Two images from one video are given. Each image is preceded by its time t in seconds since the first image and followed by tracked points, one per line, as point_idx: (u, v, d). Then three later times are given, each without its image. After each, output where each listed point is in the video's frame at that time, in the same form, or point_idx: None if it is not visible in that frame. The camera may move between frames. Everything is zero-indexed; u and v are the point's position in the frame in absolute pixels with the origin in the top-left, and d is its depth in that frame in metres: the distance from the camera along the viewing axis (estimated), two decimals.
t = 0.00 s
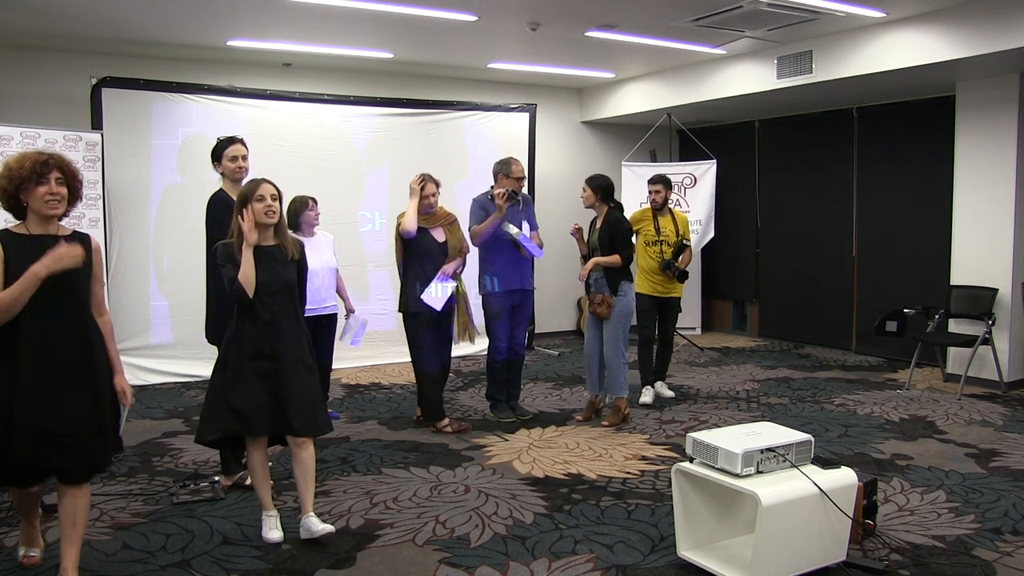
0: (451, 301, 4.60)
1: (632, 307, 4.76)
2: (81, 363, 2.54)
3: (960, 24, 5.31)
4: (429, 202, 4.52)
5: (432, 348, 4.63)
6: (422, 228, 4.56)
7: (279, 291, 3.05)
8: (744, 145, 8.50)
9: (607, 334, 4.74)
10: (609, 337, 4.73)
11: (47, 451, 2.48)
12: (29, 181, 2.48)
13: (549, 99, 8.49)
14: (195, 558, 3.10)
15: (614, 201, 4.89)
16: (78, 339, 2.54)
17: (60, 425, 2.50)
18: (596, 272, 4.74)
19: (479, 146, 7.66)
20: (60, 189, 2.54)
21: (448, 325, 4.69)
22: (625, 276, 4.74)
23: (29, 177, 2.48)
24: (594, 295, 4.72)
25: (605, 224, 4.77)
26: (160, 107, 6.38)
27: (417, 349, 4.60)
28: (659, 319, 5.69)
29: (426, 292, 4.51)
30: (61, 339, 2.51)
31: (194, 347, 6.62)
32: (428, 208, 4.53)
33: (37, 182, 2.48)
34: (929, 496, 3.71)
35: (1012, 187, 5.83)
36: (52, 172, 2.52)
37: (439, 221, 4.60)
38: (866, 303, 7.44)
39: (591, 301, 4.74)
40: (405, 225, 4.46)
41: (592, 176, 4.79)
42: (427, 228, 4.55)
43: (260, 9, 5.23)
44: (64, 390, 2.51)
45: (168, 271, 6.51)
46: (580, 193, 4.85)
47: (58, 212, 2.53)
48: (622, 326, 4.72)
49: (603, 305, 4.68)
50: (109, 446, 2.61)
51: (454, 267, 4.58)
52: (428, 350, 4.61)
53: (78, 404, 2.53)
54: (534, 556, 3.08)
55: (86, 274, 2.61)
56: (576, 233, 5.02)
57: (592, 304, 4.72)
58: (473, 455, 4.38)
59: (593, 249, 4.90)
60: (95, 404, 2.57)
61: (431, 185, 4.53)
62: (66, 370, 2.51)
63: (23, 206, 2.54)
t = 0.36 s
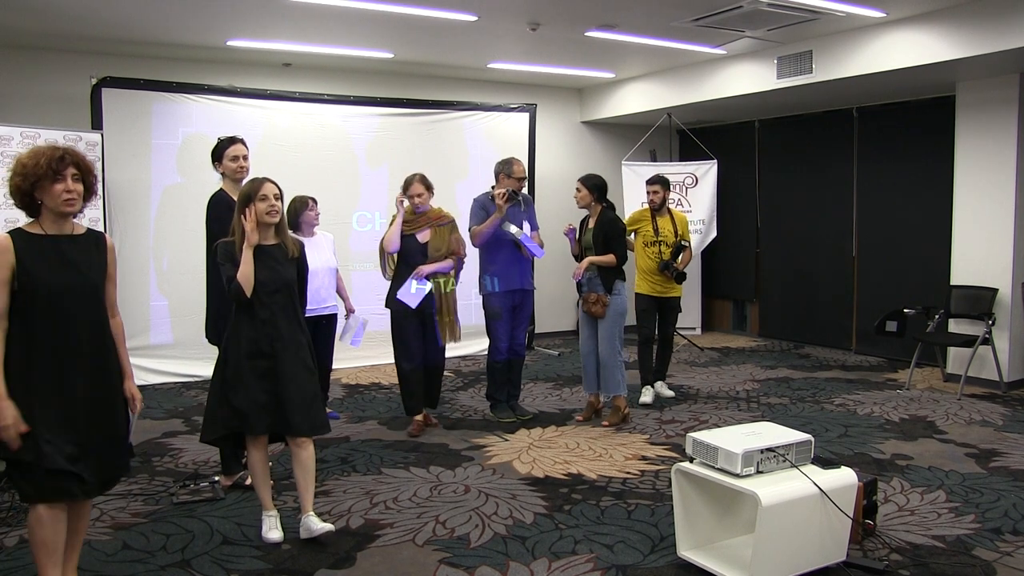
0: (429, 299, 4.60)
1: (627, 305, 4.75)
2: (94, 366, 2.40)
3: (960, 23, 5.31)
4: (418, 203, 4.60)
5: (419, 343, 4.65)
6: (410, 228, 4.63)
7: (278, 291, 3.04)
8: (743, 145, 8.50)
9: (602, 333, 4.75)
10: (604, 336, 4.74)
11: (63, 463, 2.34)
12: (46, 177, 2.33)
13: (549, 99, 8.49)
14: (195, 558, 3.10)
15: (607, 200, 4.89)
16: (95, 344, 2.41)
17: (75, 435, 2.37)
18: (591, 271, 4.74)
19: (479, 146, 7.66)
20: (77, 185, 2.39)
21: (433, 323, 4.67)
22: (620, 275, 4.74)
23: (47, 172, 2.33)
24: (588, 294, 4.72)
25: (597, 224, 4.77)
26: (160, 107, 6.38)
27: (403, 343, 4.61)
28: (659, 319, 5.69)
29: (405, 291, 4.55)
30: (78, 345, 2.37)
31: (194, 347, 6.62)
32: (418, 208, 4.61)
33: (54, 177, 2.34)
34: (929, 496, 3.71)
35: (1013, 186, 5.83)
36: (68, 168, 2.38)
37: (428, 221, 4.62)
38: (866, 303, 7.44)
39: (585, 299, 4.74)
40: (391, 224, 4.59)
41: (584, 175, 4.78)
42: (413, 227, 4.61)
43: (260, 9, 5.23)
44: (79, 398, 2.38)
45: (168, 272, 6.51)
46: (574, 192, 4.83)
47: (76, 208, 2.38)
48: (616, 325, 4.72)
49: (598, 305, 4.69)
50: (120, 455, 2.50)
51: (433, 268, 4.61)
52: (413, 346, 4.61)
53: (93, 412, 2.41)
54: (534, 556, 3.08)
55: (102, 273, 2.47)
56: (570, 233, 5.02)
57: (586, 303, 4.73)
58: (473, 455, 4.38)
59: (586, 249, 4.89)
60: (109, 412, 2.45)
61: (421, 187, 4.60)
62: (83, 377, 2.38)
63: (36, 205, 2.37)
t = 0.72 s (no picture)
0: (411, 299, 4.60)
1: (624, 304, 4.77)
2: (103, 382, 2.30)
3: (959, 23, 5.31)
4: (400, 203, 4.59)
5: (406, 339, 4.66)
6: (396, 228, 4.64)
7: (277, 291, 3.04)
8: (744, 145, 8.50)
9: (600, 332, 4.76)
10: (602, 334, 4.74)
11: (65, 483, 2.23)
12: (59, 180, 2.22)
13: (549, 99, 8.49)
14: (195, 558, 3.10)
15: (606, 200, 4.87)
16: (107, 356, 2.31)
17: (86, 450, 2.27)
18: (588, 270, 4.74)
19: (479, 146, 7.66)
20: (91, 188, 2.29)
21: (418, 324, 4.66)
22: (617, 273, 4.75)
23: (60, 175, 2.23)
24: (585, 292, 4.72)
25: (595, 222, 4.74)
26: (160, 107, 6.38)
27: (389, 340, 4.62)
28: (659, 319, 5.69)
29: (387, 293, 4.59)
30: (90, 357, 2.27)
31: (194, 347, 6.62)
32: (402, 209, 4.61)
33: (68, 180, 2.23)
34: (929, 496, 3.71)
35: (1013, 186, 5.83)
36: (83, 170, 2.28)
37: (412, 221, 4.62)
38: (866, 303, 7.44)
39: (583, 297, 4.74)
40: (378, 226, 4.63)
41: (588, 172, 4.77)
42: (397, 228, 4.62)
43: (260, 9, 5.23)
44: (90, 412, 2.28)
45: (168, 272, 6.51)
46: (577, 188, 4.80)
47: (91, 213, 2.27)
48: (614, 323, 4.74)
49: (596, 303, 4.68)
50: (132, 471, 2.40)
51: (416, 268, 4.60)
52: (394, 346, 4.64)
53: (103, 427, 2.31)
54: (534, 556, 3.08)
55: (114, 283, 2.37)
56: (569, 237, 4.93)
57: (583, 301, 4.73)
58: (473, 455, 4.38)
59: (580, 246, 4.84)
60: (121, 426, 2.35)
61: (402, 187, 4.58)
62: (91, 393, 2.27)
63: (47, 209, 2.26)
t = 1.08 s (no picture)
0: (380, 300, 4.54)
1: (628, 303, 4.82)
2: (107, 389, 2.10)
3: (959, 23, 5.31)
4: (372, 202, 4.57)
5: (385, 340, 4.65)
6: (369, 230, 4.63)
7: (282, 291, 3.05)
8: (744, 145, 8.50)
9: (607, 332, 4.78)
10: (610, 334, 4.76)
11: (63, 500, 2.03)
12: (60, 174, 2.03)
13: (549, 99, 8.49)
14: (195, 558, 3.10)
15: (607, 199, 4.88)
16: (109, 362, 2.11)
17: (91, 464, 2.06)
18: (596, 270, 4.76)
19: (479, 146, 7.66)
20: (94, 183, 2.10)
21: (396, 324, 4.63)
22: (623, 273, 4.79)
23: (59, 168, 2.03)
24: (593, 292, 4.74)
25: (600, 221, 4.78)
26: (160, 107, 6.38)
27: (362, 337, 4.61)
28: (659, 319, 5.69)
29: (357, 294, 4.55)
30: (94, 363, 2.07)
31: (194, 347, 6.62)
32: (373, 209, 4.59)
33: (68, 174, 2.04)
34: (930, 496, 3.71)
35: (1013, 186, 5.83)
36: (86, 162, 2.08)
37: (382, 222, 4.60)
38: (866, 303, 7.44)
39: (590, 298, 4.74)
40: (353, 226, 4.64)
41: (589, 174, 4.77)
42: (368, 229, 4.61)
43: (260, 9, 5.23)
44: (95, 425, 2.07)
45: (167, 272, 6.51)
46: (579, 191, 4.76)
47: (93, 209, 2.08)
48: (622, 322, 4.77)
49: (605, 302, 4.70)
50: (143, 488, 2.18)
51: (386, 268, 4.51)
52: (367, 349, 4.60)
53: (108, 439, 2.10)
54: (534, 556, 3.08)
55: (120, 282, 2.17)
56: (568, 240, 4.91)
57: (590, 301, 4.73)
58: (473, 455, 4.38)
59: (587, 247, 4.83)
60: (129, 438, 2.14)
61: (373, 187, 4.55)
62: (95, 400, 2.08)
63: (47, 203, 2.07)
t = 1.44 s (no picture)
0: (344, 299, 4.50)
1: (632, 303, 4.81)
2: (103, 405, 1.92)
3: (960, 23, 5.30)
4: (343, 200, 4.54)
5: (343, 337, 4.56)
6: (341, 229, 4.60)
7: (300, 289, 3.08)
8: (743, 145, 8.50)
9: (614, 331, 4.77)
10: (619, 333, 4.76)
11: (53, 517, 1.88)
12: (37, 173, 1.87)
13: (549, 99, 8.49)
14: (195, 558, 3.09)
15: (615, 200, 4.90)
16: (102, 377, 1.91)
17: (72, 489, 1.88)
18: (602, 270, 4.76)
19: (479, 145, 7.66)
20: (76, 185, 1.88)
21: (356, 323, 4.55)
22: (627, 275, 4.80)
23: (37, 168, 1.87)
24: (599, 293, 4.70)
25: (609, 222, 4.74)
26: (160, 107, 6.38)
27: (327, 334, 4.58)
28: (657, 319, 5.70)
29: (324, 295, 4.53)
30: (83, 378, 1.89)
31: (194, 347, 6.62)
32: (345, 208, 4.57)
33: (46, 175, 1.87)
34: (929, 496, 3.71)
35: (1013, 186, 5.82)
36: (63, 159, 1.87)
37: (352, 222, 4.57)
38: (866, 303, 7.44)
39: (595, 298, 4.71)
40: (321, 228, 4.63)
41: (594, 175, 4.80)
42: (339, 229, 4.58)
43: (260, 9, 5.23)
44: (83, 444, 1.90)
45: (167, 272, 6.51)
46: (585, 193, 4.82)
47: (70, 211, 1.88)
48: (629, 322, 4.76)
49: (609, 303, 4.66)
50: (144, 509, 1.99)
51: (352, 268, 4.47)
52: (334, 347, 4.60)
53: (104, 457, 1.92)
54: (534, 556, 3.08)
55: (127, 291, 1.97)
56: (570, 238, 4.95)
57: (596, 302, 4.68)
58: (473, 455, 4.38)
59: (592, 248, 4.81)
60: (120, 461, 1.94)
61: (343, 186, 4.52)
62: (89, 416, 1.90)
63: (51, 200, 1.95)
